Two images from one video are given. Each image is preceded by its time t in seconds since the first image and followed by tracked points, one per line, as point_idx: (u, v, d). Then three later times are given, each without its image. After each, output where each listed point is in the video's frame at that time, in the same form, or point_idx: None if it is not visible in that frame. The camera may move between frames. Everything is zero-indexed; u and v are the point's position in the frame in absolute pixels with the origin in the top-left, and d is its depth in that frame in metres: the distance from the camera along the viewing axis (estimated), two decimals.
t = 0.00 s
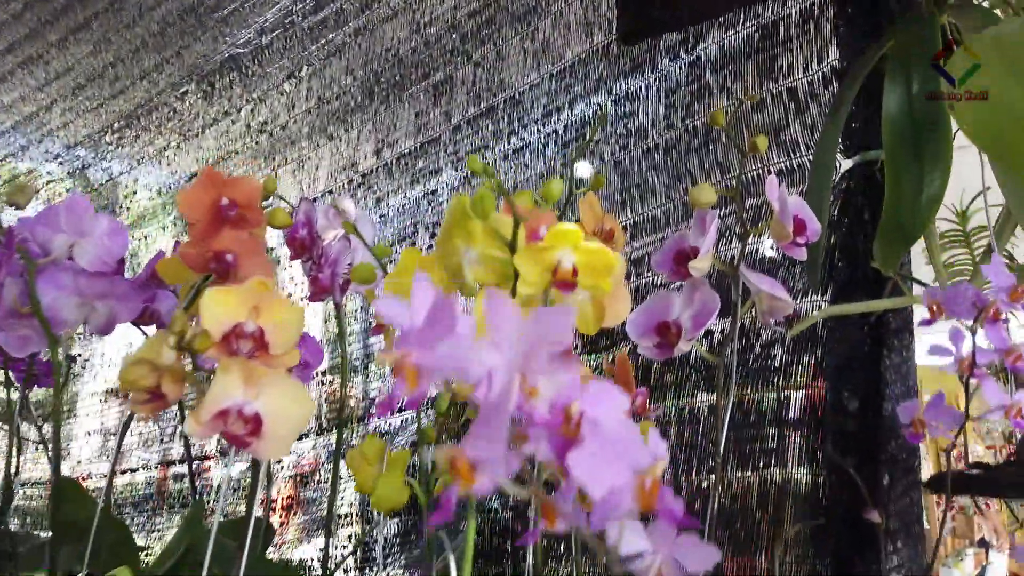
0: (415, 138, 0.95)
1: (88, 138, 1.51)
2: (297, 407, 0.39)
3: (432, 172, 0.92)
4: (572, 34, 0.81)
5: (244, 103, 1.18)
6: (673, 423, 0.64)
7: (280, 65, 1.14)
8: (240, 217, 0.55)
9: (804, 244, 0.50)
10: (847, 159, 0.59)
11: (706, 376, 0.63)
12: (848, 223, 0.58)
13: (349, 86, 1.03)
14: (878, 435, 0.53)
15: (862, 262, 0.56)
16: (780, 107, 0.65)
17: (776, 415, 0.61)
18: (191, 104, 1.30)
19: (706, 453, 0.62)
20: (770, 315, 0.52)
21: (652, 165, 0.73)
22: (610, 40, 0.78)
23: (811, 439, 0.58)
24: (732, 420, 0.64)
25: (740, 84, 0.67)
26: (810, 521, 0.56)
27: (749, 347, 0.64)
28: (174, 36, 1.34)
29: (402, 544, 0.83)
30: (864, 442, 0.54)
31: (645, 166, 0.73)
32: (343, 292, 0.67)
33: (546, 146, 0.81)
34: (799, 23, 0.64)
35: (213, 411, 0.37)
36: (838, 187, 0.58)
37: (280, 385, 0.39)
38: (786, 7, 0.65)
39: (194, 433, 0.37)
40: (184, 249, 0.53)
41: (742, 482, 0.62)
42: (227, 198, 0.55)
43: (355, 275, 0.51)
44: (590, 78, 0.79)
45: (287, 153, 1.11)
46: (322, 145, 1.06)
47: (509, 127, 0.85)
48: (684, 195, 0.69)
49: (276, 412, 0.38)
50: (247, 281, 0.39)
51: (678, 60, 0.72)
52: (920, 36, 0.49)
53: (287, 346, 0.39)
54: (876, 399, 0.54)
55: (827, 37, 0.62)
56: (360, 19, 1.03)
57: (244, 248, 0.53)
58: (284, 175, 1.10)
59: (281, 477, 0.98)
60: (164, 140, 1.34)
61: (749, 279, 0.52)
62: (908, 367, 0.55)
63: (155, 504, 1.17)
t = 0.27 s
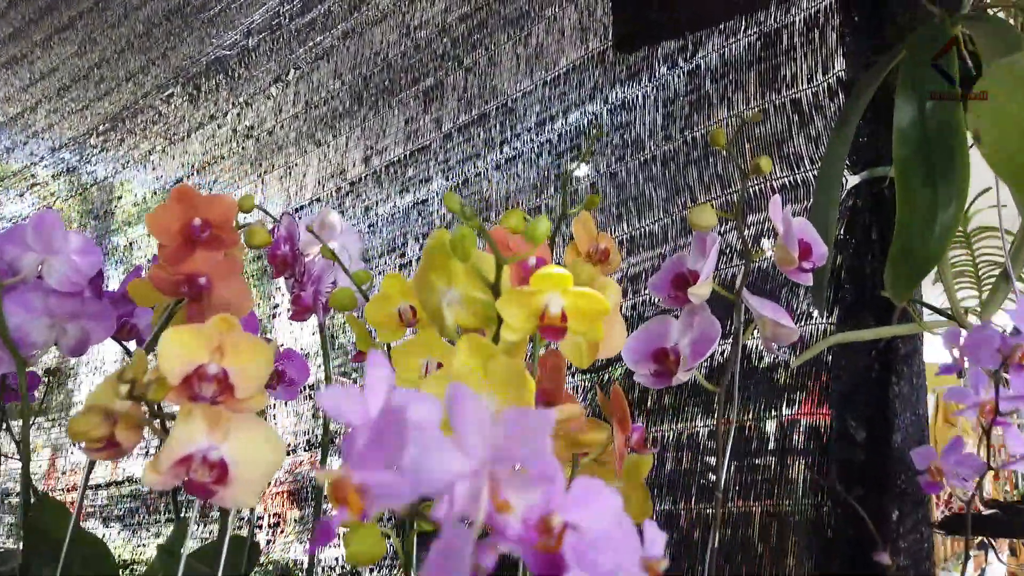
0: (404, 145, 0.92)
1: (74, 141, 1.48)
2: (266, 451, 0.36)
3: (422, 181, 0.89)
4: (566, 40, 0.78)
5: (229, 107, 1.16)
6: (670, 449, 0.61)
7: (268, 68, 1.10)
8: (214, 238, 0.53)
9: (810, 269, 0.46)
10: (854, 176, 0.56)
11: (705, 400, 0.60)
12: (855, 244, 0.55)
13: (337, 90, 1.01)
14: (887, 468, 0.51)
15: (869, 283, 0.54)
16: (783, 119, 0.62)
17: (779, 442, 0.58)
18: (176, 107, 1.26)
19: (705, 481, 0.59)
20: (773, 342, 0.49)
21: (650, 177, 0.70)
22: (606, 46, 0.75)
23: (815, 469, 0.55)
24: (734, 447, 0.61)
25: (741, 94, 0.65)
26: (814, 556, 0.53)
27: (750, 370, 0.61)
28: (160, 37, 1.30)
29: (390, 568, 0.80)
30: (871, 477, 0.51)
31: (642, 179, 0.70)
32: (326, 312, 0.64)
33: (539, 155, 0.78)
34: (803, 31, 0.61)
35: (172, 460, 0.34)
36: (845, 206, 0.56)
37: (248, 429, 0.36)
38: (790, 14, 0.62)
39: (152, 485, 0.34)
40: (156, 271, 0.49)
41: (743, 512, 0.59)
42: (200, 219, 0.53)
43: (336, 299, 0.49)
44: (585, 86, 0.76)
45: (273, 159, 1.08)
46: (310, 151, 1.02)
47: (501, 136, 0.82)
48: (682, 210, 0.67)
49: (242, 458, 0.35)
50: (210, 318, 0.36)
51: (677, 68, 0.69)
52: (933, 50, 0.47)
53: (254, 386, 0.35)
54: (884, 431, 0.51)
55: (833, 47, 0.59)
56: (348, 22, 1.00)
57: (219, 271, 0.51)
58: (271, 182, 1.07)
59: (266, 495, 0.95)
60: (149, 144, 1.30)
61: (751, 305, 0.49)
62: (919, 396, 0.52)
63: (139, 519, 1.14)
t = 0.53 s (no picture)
0: (405, 137, 0.90)
1: (69, 135, 1.46)
2: (259, 454, 0.34)
3: (423, 174, 0.87)
4: (571, 29, 0.76)
5: (226, 99, 1.14)
6: (681, 449, 0.59)
7: (265, 59, 1.08)
8: (208, 231, 0.51)
9: (828, 263, 0.45)
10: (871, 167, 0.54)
11: (716, 399, 0.58)
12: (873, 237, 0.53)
13: (335, 82, 0.98)
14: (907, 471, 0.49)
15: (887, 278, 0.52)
16: (796, 109, 0.60)
17: (792, 443, 0.56)
18: (172, 100, 1.24)
19: (716, 482, 0.57)
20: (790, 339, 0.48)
21: (658, 169, 0.68)
22: (611, 34, 0.73)
23: (830, 470, 0.54)
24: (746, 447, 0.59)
25: (753, 83, 0.63)
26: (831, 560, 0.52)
27: (763, 369, 0.59)
28: (154, 29, 1.28)
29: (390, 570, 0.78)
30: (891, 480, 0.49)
31: (650, 171, 0.68)
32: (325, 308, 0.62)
33: (543, 147, 0.76)
34: (817, 18, 0.59)
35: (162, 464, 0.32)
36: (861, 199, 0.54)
37: (242, 431, 0.34)
38: (803, 1, 0.60)
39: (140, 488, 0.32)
40: (147, 265, 0.48)
41: (756, 514, 0.57)
42: (193, 211, 0.51)
43: (335, 295, 0.47)
44: (591, 76, 0.74)
45: (270, 152, 1.05)
46: (308, 144, 1.00)
47: (504, 128, 0.80)
48: (692, 203, 0.65)
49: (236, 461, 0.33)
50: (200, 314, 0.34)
51: (685, 57, 0.68)
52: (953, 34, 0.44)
53: (248, 386, 0.34)
54: (904, 431, 0.50)
55: (848, 34, 0.57)
56: (346, 12, 0.98)
57: (214, 265, 0.49)
58: (268, 175, 1.05)
59: (264, 494, 0.93)
60: (144, 137, 1.28)
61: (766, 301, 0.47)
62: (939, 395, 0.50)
63: (135, 518, 1.12)
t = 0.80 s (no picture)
0: (413, 126, 0.89)
1: (72, 126, 1.45)
2: (276, 436, 0.33)
3: (431, 162, 0.86)
4: (582, 15, 0.75)
5: (231, 89, 1.13)
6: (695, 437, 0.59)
7: (270, 48, 1.07)
8: (217, 215, 0.50)
9: (851, 246, 0.44)
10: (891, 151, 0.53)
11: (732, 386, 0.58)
12: (893, 222, 0.53)
13: (342, 71, 0.98)
14: (929, 459, 0.48)
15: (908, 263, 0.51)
16: (813, 93, 0.59)
17: (810, 430, 0.55)
18: (176, 90, 1.23)
19: (732, 470, 0.56)
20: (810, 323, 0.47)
21: (671, 156, 0.67)
22: (623, 20, 0.72)
23: (849, 457, 0.53)
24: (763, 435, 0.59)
25: (768, 68, 0.62)
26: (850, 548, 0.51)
27: (780, 356, 0.59)
28: (159, 19, 1.27)
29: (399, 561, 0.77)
30: (912, 470, 0.48)
31: (663, 157, 0.68)
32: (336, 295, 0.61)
33: (555, 134, 0.76)
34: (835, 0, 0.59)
35: (178, 444, 0.31)
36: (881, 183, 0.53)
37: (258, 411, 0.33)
38: None
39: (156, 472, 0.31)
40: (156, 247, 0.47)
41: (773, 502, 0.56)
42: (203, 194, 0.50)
43: (347, 280, 0.46)
44: (602, 62, 0.73)
45: (276, 142, 1.05)
46: (315, 133, 0.99)
47: (514, 115, 0.79)
48: (706, 189, 0.64)
49: (253, 441, 0.32)
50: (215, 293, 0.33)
51: (699, 42, 0.67)
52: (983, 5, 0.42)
53: (264, 364, 0.33)
54: (924, 419, 0.49)
55: (867, 17, 0.56)
56: None
57: (224, 248, 0.48)
58: (274, 165, 1.04)
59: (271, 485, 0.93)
60: (148, 128, 1.27)
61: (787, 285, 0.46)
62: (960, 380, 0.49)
63: (139, 511, 1.11)
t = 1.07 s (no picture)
0: (419, 120, 0.89)
1: (76, 121, 1.44)
2: (291, 427, 0.33)
3: (439, 156, 0.86)
4: (590, 8, 0.75)
5: (236, 84, 1.13)
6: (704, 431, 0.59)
7: (276, 43, 1.07)
8: (228, 206, 0.50)
9: (866, 237, 0.44)
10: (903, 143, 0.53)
11: (742, 379, 0.57)
12: (905, 215, 0.52)
13: (348, 65, 0.97)
14: (941, 452, 0.48)
15: (921, 256, 0.51)
16: (824, 85, 0.59)
17: (821, 425, 0.55)
18: (181, 85, 1.23)
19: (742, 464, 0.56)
20: (823, 315, 0.47)
21: (680, 149, 0.67)
22: (632, 12, 0.71)
23: (860, 450, 0.53)
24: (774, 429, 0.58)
25: (779, 61, 0.62)
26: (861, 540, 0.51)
27: (791, 350, 0.59)
28: (163, 13, 1.27)
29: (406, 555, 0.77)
30: (925, 464, 0.48)
31: (672, 150, 0.67)
32: (345, 288, 0.61)
33: (563, 128, 0.76)
34: None
35: (194, 434, 0.31)
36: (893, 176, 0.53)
37: (273, 401, 0.33)
38: None
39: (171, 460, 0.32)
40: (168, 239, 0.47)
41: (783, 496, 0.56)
42: (213, 184, 0.50)
43: (359, 272, 0.46)
44: (611, 55, 0.73)
45: (282, 136, 1.04)
46: (320, 128, 0.99)
47: (521, 109, 0.79)
48: (716, 182, 0.64)
49: (268, 432, 0.33)
50: (231, 283, 0.33)
51: (709, 35, 0.67)
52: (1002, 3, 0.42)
53: (280, 355, 0.33)
54: (937, 412, 0.49)
55: (879, 9, 0.56)
56: None
57: (237, 241, 0.48)
58: (280, 160, 1.04)
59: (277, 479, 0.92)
60: (152, 123, 1.27)
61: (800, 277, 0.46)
62: (973, 374, 0.49)
63: (145, 506, 1.11)
